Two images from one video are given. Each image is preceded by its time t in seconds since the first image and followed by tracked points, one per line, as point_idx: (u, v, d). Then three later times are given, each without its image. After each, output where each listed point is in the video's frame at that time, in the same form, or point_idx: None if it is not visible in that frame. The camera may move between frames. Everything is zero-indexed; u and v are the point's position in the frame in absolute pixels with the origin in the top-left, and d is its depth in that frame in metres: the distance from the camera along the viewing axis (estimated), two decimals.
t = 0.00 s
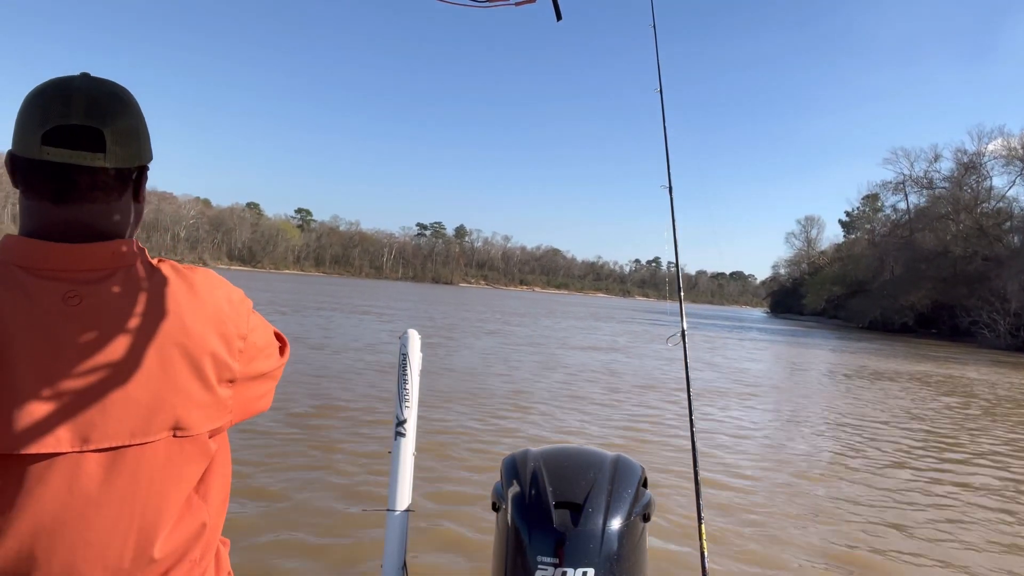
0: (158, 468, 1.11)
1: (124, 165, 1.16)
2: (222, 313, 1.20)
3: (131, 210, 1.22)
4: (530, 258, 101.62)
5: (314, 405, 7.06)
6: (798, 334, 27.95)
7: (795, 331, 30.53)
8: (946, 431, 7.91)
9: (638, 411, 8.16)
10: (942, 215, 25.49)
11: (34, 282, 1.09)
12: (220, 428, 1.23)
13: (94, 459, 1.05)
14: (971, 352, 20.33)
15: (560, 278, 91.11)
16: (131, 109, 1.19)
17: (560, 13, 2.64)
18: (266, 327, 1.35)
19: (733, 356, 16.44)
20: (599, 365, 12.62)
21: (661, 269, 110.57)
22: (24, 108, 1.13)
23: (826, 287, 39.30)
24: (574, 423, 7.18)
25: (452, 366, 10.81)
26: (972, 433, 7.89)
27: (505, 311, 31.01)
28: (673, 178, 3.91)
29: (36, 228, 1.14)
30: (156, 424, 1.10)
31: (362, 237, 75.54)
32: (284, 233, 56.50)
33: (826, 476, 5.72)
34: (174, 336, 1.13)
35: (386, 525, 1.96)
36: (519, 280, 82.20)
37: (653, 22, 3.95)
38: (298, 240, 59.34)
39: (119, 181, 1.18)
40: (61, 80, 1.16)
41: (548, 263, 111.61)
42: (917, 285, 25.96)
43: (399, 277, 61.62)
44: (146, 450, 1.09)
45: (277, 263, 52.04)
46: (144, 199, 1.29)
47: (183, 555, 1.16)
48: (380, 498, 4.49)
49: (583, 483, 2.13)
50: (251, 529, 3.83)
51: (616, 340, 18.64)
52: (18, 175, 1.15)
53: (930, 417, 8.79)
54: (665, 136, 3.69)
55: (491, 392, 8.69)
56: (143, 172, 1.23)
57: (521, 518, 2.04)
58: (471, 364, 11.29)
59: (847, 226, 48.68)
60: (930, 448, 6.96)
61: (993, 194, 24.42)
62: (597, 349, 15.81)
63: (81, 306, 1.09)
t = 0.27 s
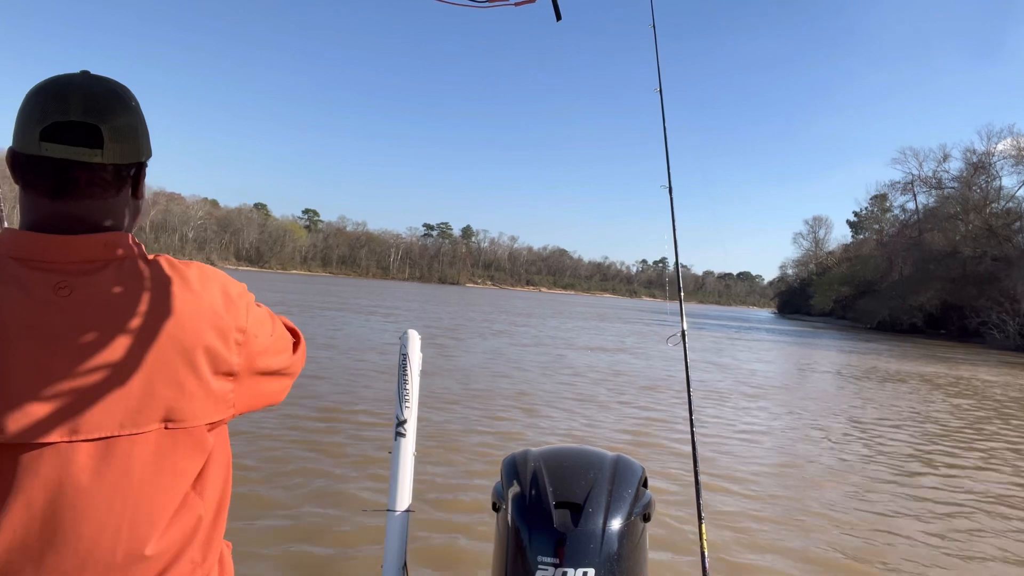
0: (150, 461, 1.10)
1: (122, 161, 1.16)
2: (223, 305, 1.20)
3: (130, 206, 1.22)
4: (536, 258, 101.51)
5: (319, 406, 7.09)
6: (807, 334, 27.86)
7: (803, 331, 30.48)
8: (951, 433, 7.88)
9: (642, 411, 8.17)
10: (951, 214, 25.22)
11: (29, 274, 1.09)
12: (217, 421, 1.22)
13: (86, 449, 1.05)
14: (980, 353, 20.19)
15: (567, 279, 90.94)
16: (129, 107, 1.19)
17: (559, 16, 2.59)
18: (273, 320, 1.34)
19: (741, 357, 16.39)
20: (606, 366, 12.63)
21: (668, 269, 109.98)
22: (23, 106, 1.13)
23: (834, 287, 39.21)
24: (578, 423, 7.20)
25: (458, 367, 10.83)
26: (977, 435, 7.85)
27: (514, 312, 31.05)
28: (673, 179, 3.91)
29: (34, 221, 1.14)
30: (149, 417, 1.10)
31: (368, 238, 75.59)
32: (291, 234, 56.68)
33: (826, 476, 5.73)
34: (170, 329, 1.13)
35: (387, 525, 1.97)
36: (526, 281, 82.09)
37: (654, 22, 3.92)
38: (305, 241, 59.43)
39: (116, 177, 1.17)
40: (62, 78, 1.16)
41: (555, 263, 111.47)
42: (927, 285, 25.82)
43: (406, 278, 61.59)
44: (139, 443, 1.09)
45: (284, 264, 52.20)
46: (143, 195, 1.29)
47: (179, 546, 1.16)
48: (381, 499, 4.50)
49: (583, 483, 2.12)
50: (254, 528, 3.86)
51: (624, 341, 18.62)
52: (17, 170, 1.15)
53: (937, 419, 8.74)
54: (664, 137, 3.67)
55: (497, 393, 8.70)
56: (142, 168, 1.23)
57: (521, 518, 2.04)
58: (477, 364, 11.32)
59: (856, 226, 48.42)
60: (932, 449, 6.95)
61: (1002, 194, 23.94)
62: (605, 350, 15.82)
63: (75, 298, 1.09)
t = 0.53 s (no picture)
0: (134, 458, 1.08)
1: (124, 159, 1.16)
2: (219, 304, 1.17)
3: (130, 204, 1.22)
4: (542, 258, 101.63)
5: (322, 405, 7.11)
6: (814, 335, 27.86)
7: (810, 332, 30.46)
8: (955, 434, 7.86)
9: (645, 411, 8.18)
10: (960, 215, 25.31)
11: (22, 267, 1.09)
12: (211, 424, 1.18)
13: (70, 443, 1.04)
14: (987, 355, 20.19)
15: (572, 279, 91.04)
16: (132, 105, 1.19)
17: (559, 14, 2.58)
18: (282, 327, 1.30)
19: (748, 357, 16.41)
20: (611, 366, 12.64)
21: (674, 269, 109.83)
22: (27, 104, 1.14)
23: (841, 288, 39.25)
24: (580, 423, 7.20)
25: (462, 367, 10.85)
26: (981, 436, 7.83)
27: (521, 312, 31.13)
28: (672, 179, 3.89)
29: (34, 217, 1.15)
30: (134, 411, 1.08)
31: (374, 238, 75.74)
32: (298, 235, 56.81)
33: (825, 476, 5.73)
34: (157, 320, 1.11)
35: (386, 526, 1.96)
36: (531, 281, 82.02)
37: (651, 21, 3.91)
38: (312, 242, 59.60)
39: (117, 173, 1.17)
40: (64, 76, 1.16)
41: (560, 264, 111.57)
42: (935, 285, 25.84)
43: (413, 278, 61.71)
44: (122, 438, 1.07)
45: (291, 265, 52.34)
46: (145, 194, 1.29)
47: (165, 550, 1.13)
48: (382, 497, 4.52)
49: (583, 483, 2.12)
50: (255, 526, 3.87)
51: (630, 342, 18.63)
52: (20, 167, 1.16)
53: (943, 420, 8.73)
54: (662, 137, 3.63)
55: (500, 393, 8.71)
56: (144, 165, 1.23)
57: (521, 518, 2.04)
58: (481, 364, 11.34)
59: (864, 227, 48.43)
60: (933, 449, 6.95)
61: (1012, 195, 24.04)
62: (610, 350, 15.84)
63: (61, 289, 1.08)
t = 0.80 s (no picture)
0: (121, 451, 1.06)
1: (130, 157, 1.17)
2: (215, 300, 1.15)
3: (136, 202, 1.22)
4: (548, 258, 101.60)
5: (326, 406, 7.14)
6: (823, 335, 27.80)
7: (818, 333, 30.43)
8: (958, 435, 7.85)
9: (648, 412, 8.19)
10: (968, 215, 25.27)
11: (23, 257, 1.10)
12: (204, 423, 1.15)
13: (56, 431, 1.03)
14: (996, 356, 20.11)
15: (578, 279, 90.98)
16: (141, 104, 1.19)
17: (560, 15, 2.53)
18: (286, 331, 1.27)
19: (756, 358, 16.40)
20: (618, 367, 12.66)
21: (680, 269, 109.53)
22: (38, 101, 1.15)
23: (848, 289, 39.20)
24: (583, 424, 7.22)
25: (467, 367, 10.88)
26: (985, 437, 7.81)
27: (529, 313, 31.17)
28: (671, 179, 3.88)
29: (40, 211, 1.16)
30: (120, 403, 1.06)
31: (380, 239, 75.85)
32: (304, 236, 56.97)
33: (825, 477, 5.74)
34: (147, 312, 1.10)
35: (386, 526, 1.97)
36: (538, 281, 81.98)
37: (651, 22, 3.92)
38: (318, 243, 59.71)
39: (122, 170, 1.17)
40: (75, 74, 1.17)
41: (566, 265, 111.48)
42: (943, 286, 25.79)
43: (419, 278, 61.73)
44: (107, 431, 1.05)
45: (298, 266, 52.49)
46: (153, 193, 1.30)
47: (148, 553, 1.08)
48: (384, 497, 4.53)
49: (583, 483, 2.13)
50: (257, 525, 3.90)
51: (637, 342, 18.63)
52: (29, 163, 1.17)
53: (949, 421, 8.71)
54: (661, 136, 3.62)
55: (503, 393, 8.73)
56: (153, 164, 1.24)
57: (521, 517, 2.04)
58: (486, 365, 11.36)
59: (872, 227, 48.32)
60: (936, 450, 6.94)
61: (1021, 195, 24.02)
62: (617, 351, 15.86)
63: (58, 279, 1.08)
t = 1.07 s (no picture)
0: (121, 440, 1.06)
1: (132, 154, 1.17)
2: (213, 293, 1.15)
3: (139, 200, 1.23)
4: (553, 259, 101.66)
5: (329, 405, 7.17)
6: (829, 337, 27.78)
7: (825, 333, 30.36)
8: (963, 436, 7.82)
9: (651, 412, 8.20)
10: (977, 215, 25.21)
11: (23, 248, 1.11)
12: (203, 416, 1.15)
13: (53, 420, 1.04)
14: (1005, 357, 20.03)
15: (584, 280, 90.98)
16: (145, 102, 1.19)
17: (560, 14, 2.41)
18: (286, 327, 1.27)
19: (763, 359, 16.37)
20: (624, 367, 12.67)
21: (686, 269, 109.20)
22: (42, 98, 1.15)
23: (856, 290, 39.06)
24: (586, 424, 7.23)
25: (472, 367, 10.89)
26: (990, 438, 7.78)
27: (535, 313, 31.21)
28: (671, 178, 3.88)
29: (41, 206, 1.16)
30: (115, 393, 1.07)
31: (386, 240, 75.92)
32: (311, 236, 57.10)
33: (824, 477, 5.74)
34: (143, 303, 1.10)
35: (386, 525, 1.97)
36: (545, 282, 82.40)
37: (651, 21, 3.92)
38: (325, 244, 59.82)
39: (124, 167, 1.18)
40: (81, 71, 1.17)
41: (572, 265, 111.49)
42: (951, 287, 25.72)
43: (426, 279, 61.77)
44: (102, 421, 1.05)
45: (305, 266, 52.58)
46: (158, 190, 1.30)
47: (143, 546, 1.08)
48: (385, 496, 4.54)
49: (583, 483, 2.13)
50: (258, 524, 3.92)
51: (643, 343, 18.64)
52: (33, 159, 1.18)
53: (955, 423, 8.68)
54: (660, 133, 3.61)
55: (507, 393, 8.73)
56: (156, 161, 1.24)
57: (521, 518, 2.04)
58: (491, 365, 11.37)
59: (879, 227, 48.20)
60: (938, 451, 6.92)
61: None
62: (623, 351, 15.86)
63: (56, 269, 1.08)
